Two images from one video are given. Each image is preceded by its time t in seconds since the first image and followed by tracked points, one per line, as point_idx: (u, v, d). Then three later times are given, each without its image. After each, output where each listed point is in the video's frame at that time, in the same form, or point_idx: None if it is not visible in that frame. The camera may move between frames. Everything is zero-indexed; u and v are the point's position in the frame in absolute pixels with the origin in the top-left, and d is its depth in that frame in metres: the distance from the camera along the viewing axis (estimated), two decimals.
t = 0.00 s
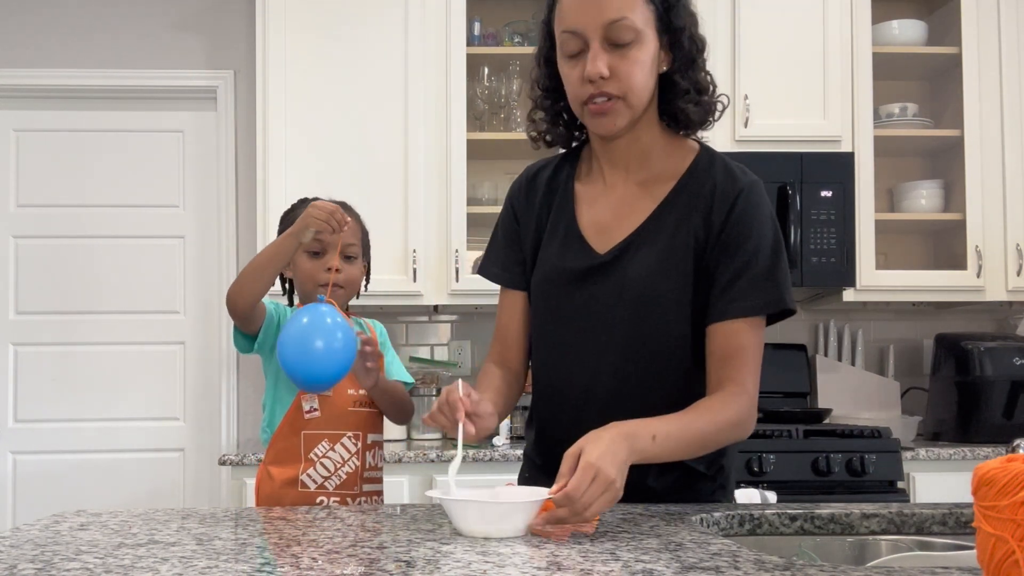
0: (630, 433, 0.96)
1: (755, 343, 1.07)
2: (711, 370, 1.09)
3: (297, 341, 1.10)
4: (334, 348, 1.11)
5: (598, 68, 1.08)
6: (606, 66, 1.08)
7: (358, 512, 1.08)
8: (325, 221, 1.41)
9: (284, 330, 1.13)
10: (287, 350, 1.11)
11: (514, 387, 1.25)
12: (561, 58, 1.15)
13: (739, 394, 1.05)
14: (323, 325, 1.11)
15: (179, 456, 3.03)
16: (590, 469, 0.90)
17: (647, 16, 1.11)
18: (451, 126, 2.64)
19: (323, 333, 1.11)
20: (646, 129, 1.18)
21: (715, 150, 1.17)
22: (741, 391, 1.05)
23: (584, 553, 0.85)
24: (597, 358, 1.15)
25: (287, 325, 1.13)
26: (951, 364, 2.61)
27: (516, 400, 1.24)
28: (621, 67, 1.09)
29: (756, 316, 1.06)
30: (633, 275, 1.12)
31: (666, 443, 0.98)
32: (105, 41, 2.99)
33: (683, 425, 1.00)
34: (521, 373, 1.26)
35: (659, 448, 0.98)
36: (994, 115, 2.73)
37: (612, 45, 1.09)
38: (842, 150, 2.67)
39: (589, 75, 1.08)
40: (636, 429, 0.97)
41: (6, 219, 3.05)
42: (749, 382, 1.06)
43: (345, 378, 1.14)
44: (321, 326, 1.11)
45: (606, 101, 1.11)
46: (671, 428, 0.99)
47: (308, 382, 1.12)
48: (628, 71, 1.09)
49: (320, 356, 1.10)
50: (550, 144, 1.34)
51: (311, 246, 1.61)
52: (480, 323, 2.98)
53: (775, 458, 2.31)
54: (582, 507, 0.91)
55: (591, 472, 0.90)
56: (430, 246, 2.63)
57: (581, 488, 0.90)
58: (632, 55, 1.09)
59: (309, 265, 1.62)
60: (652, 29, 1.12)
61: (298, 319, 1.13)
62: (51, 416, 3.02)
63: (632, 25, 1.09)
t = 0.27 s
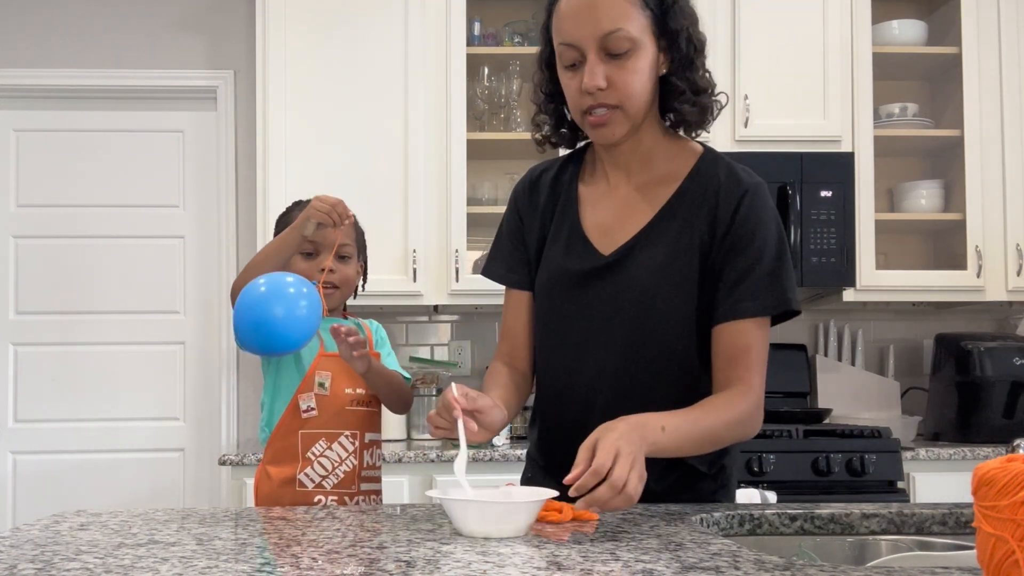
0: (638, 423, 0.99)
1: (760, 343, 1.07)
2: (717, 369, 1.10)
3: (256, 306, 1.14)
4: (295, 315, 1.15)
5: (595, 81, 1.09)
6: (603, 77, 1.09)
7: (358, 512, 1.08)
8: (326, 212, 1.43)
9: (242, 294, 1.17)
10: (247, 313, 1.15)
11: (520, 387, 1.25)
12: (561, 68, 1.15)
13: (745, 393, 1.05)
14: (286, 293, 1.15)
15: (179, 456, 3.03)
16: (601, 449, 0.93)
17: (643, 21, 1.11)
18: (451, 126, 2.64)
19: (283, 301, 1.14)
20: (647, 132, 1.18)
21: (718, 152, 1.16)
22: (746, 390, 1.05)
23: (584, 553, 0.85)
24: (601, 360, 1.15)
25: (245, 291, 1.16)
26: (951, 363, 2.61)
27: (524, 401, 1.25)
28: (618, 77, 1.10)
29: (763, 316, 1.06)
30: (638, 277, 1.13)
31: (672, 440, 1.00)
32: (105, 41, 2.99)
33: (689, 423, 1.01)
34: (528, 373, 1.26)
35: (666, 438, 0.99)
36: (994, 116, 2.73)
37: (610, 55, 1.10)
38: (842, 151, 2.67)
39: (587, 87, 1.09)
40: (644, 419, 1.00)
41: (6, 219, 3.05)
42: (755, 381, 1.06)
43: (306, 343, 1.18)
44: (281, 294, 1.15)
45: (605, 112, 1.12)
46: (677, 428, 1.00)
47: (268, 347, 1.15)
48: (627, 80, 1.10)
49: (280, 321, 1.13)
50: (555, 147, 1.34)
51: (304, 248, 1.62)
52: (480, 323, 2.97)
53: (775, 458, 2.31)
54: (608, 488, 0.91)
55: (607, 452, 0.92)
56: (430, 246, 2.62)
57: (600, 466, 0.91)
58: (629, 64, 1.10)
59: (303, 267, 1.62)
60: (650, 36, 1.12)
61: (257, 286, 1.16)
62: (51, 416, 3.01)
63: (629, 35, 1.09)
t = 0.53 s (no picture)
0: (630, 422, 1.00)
1: (759, 346, 1.08)
2: (716, 371, 1.10)
3: (321, 338, 1.03)
4: (361, 342, 1.04)
5: (594, 83, 1.09)
6: (602, 79, 1.09)
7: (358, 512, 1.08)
8: (316, 211, 1.40)
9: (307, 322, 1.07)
10: (313, 347, 1.04)
11: (526, 385, 1.25)
12: (562, 70, 1.15)
13: (743, 395, 1.06)
14: (350, 319, 1.05)
15: (179, 456, 3.03)
16: (594, 441, 0.93)
17: (643, 23, 1.11)
18: (451, 126, 2.64)
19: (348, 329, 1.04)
20: (650, 134, 1.18)
21: (721, 154, 1.16)
22: (745, 393, 1.06)
23: (584, 553, 0.85)
24: (604, 361, 1.15)
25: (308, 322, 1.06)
26: (951, 363, 2.60)
27: (530, 401, 1.25)
28: (618, 78, 1.09)
29: (763, 320, 1.08)
30: (641, 278, 1.13)
31: (668, 441, 1.00)
32: (105, 41, 2.99)
33: (688, 425, 1.02)
34: (531, 374, 1.26)
35: (659, 440, 0.99)
36: (994, 116, 2.73)
37: (609, 57, 1.10)
38: (842, 150, 2.67)
39: (586, 89, 1.10)
40: (638, 421, 1.01)
41: (6, 219, 3.05)
42: (754, 384, 1.07)
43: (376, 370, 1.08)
44: (347, 322, 1.05)
45: (605, 114, 1.12)
46: (674, 431, 1.01)
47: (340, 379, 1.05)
48: (627, 82, 1.10)
49: (347, 349, 1.03)
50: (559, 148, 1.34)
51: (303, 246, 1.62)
52: (480, 323, 2.97)
53: (776, 458, 2.31)
54: (609, 474, 0.92)
55: (601, 443, 0.93)
56: (430, 246, 2.62)
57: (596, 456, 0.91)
58: (629, 65, 1.10)
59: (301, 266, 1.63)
60: (650, 37, 1.12)
61: (319, 315, 1.06)
62: (51, 415, 3.02)
63: (629, 37, 1.09)
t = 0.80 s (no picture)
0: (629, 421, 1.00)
1: (760, 347, 1.08)
2: (716, 371, 1.10)
3: (366, 332, 1.10)
4: (404, 335, 1.11)
5: (593, 82, 1.09)
6: (602, 79, 1.09)
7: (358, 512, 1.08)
8: (314, 215, 1.40)
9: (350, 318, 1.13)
10: (359, 341, 1.10)
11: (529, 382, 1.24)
12: (562, 69, 1.15)
13: (743, 395, 1.06)
14: (390, 313, 1.11)
15: (179, 456, 3.03)
16: (593, 438, 0.94)
17: (643, 22, 1.11)
18: (451, 126, 2.64)
19: (390, 320, 1.10)
20: (651, 133, 1.18)
21: (723, 154, 1.17)
22: (746, 394, 1.06)
23: (584, 553, 0.85)
24: (605, 360, 1.15)
25: (352, 315, 1.12)
26: (951, 363, 2.60)
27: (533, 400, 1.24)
28: (618, 78, 1.10)
29: (763, 321, 1.08)
30: (642, 278, 1.13)
31: (669, 442, 1.01)
32: (105, 41, 2.99)
33: (689, 425, 1.02)
34: (534, 375, 1.25)
35: (659, 439, 1.00)
36: (994, 116, 2.73)
37: (610, 56, 1.10)
38: (842, 150, 2.67)
39: (587, 89, 1.10)
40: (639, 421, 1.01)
41: (6, 219, 3.05)
42: (754, 385, 1.07)
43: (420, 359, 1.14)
44: (388, 314, 1.11)
45: (605, 113, 1.12)
46: (676, 432, 1.01)
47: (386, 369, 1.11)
48: (626, 81, 1.10)
49: (390, 343, 1.09)
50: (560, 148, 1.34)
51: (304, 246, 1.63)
52: (480, 323, 2.97)
53: (775, 458, 2.31)
54: (607, 472, 0.92)
55: (600, 440, 0.93)
56: (430, 246, 2.62)
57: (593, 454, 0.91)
58: (629, 65, 1.10)
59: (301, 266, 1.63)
60: (651, 36, 1.12)
61: (361, 309, 1.12)
62: (51, 416, 3.02)
63: (629, 36, 1.09)
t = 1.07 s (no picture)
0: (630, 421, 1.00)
1: (760, 348, 1.08)
2: (716, 371, 1.10)
3: (314, 344, 1.06)
4: (352, 349, 1.07)
5: (593, 82, 1.09)
6: (601, 79, 1.09)
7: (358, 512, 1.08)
8: (312, 217, 1.40)
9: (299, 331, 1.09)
10: (307, 353, 1.06)
11: (528, 383, 1.24)
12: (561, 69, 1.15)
13: (744, 396, 1.06)
14: (340, 325, 1.08)
15: (179, 456, 3.03)
16: (597, 436, 0.94)
17: (642, 22, 1.11)
18: (451, 126, 2.64)
19: (339, 334, 1.07)
20: (650, 134, 1.18)
21: (722, 154, 1.17)
22: (746, 394, 1.06)
23: (584, 553, 0.85)
24: (604, 361, 1.15)
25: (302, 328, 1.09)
26: (951, 363, 2.60)
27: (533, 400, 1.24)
28: (617, 78, 1.10)
29: (763, 321, 1.08)
30: (642, 279, 1.13)
31: (669, 442, 1.01)
32: (105, 41, 2.99)
33: (690, 425, 1.02)
34: (534, 376, 1.25)
35: (661, 438, 1.00)
36: (994, 116, 2.73)
37: (608, 56, 1.10)
38: (842, 150, 2.67)
39: (586, 89, 1.10)
40: (640, 420, 1.01)
41: (6, 219, 3.05)
42: (755, 386, 1.07)
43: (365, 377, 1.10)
44: (338, 327, 1.08)
45: (604, 112, 1.12)
46: (676, 432, 1.01)
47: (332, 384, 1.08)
48: (625, 81, 1.10)
49: (339, 357, 1.06)
50: (558, 148, 1.34)
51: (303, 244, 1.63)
52: (480, 323, 2.97)
53: (775, 458, 2.31)
54: (610, 469, 0.92)
55: (604, 438, 0.93)
56: (430, 246, 2.62)
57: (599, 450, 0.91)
58: (628, 65, 1.10)
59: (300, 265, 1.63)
60: (650, 37, 1.12)
61: (313, 321, 1.09)
62: (51, 415, 3.02)
63: (628, 36, 1.09)
